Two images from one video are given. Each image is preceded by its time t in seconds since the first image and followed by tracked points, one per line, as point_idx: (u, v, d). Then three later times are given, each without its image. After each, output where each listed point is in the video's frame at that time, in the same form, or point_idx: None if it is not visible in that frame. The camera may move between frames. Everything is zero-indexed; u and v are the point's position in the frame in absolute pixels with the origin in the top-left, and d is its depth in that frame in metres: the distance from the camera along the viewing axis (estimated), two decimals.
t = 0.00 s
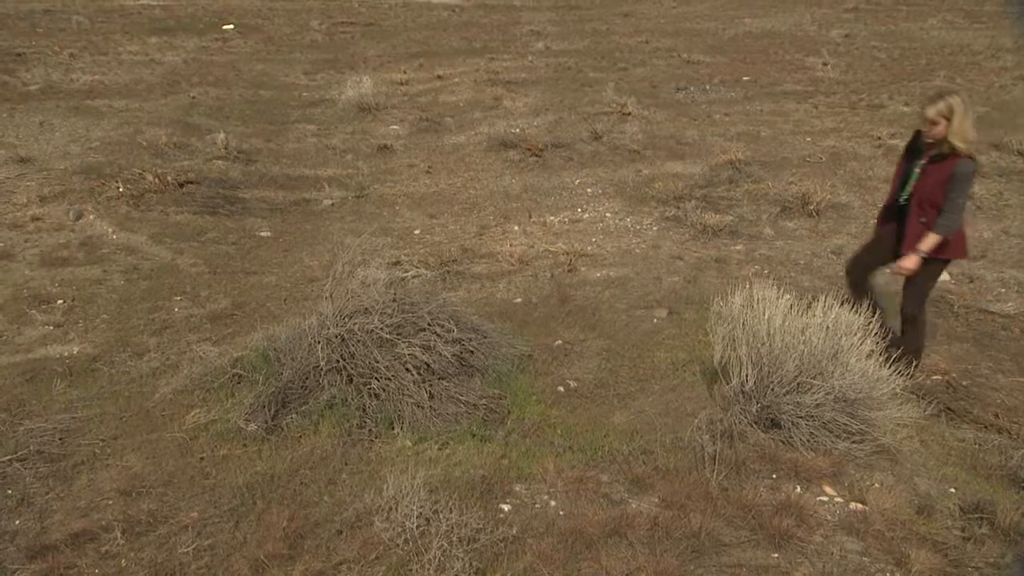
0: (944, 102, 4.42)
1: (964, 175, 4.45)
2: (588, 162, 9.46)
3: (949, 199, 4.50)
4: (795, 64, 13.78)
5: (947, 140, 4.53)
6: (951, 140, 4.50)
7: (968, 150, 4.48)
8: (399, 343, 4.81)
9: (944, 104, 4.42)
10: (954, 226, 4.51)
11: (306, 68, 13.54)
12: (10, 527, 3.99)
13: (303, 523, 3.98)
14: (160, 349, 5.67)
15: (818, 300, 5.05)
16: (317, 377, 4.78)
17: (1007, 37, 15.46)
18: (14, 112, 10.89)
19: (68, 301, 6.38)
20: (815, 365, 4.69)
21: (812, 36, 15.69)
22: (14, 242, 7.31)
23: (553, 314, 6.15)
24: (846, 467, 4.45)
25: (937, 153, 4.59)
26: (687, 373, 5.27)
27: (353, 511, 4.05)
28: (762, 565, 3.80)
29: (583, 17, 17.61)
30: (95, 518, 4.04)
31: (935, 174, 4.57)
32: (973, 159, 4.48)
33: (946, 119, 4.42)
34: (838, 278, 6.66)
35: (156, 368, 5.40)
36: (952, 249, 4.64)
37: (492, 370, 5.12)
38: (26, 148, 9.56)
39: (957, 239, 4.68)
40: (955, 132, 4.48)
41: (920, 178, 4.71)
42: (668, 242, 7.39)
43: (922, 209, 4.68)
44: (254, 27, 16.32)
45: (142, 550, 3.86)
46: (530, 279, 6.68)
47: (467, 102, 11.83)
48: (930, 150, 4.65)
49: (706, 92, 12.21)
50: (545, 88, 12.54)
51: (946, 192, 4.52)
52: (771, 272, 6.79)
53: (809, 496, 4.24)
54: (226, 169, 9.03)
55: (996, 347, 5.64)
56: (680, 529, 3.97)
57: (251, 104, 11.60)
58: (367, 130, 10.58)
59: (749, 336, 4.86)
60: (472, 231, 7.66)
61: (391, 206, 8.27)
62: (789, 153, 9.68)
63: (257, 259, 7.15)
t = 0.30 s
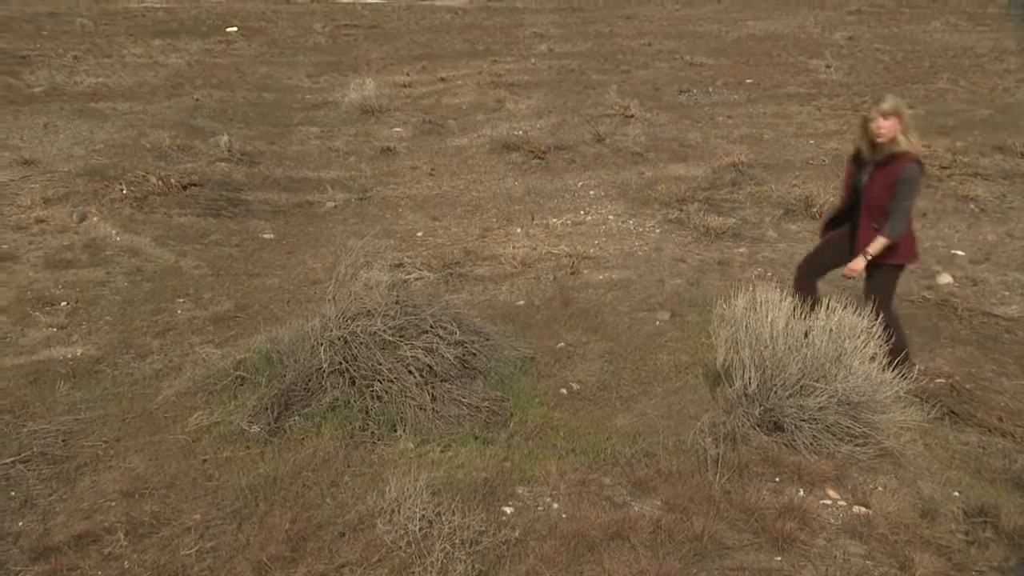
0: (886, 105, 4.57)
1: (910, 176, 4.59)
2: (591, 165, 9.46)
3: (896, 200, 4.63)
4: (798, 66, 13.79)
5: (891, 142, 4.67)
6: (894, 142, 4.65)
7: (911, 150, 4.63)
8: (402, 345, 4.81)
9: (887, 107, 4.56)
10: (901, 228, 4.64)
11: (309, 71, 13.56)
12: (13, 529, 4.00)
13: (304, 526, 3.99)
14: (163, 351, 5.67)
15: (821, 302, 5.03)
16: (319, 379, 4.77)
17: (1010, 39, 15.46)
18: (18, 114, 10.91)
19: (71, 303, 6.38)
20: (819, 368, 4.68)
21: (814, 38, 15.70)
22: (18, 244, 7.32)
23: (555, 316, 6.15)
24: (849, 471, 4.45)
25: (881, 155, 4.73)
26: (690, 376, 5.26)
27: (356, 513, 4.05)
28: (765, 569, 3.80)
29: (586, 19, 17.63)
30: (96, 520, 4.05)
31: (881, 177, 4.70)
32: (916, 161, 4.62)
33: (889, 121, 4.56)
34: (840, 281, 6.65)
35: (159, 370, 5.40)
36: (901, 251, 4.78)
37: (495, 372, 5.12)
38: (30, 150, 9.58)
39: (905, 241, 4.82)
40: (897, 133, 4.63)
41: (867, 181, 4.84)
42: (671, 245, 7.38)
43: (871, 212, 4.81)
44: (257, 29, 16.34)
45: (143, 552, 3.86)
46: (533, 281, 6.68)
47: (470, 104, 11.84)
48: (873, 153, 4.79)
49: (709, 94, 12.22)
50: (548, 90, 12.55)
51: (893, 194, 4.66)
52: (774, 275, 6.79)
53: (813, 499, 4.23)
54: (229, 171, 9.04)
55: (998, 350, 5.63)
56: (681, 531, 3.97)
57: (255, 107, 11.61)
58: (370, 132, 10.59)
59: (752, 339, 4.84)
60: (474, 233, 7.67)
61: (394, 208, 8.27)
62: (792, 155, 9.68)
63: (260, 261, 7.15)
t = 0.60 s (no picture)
0: (835, 74, 4.65)
1: (874, 136, 4.72)
2: (596, 166, 9.46)
3: (866, 162, 4.76)
4: (804, 68, 13.76)
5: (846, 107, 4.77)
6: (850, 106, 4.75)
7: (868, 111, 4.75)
8: (406, 346, 4.79)
9: (838, 76, 4.64)
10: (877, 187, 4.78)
11: (314, 72, 13.57)
12: (19, 528, 4.00)
13: (312, 526, 3.99)
14: (169, 351, 5.68)
15: (829, 304, 5.00)
16: (324, 380, 4.76)
17: (1017, 42, 15.43)
18: (24, 115, 10.93)
19: (78, 303, 6.40)
20: (825, 370, 4.66)
21: (820, 40, 15.68)
22: (25, 245, 7.34)
23: (560, 318, 6.15)
24: (854, 473, 4.46)
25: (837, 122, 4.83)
26: (695, 378, 5.26)
27: (362, 513, 4.06)
28: (771, 571, 3.81)
29: (592, 21, 17.62)
30: (102, 519, 4.05)
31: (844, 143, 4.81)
32: (874, 119, 4.75)
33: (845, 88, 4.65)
34: (846, 283, 6.63)
35: (164, 370, 5.40)
36: (875, 209, 4.93)
37: (499, 374, 5.10)
38: (37, 151, 9.59)
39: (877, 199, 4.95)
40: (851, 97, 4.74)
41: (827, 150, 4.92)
42: (675, 247, 7.38)
43: (837, 178, 4.93)
44: (263, 30, 16.36)
45: (150, 552, 3.87)
46: (538, 283, 6.68)
47: (475, 105, 11.84)
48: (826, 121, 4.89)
49: (714, 96, 12.20)
50: (554, 92, 12.55)
51: (863, 156, 4.76)
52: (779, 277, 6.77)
53: (818, 502, 4.24)
54: (234, 172, 9.05)
55: (1005, 353, 5.63)
56: (687, 533, 3.97)
57: (260, 108, 11.62)
58: (375, 134, 10.59)
59: (758, 340, 4.81)
60: (479, 235, 7.67)
61: (399, 209, 8.28)
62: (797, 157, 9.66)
63: (265, 262, 7.15)
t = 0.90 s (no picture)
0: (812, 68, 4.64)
1: (852, 130, 4.69)
2: (603, 168, 9.45)
3: (843, 155, 4.72)
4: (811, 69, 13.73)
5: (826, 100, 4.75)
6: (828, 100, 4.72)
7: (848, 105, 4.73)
8: (412, 347, 4.86)
9: (814, 70, 4.62)
10: (854, 182, 4.73)
11: (321, 73, 13.58)
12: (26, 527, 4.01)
13: (319, 527, 4.00)
14: (176, 352, 5.68)
15: (833, 308, 5.03)
16: (331, 380, 4.78)
17: None
18: (33, 116, 10.96)
19: (86, 303, 6.41)
20: (833, 372, 4.64)
21: (828, 41, 15.64)
22: (34, 245, 7.35)
23: (566, 320, 6.14)
24: (862, 476, 4.44)
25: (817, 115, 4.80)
26: (702, 379, 5.24)
27: (370, 513, 4.06)
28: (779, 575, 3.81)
29: (599, 22, 17.60)
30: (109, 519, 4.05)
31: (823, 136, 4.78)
32: (852, 113, 4.72)
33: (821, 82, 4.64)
34: (854, 285, 6.61)
35: (171, 370, 5.40)
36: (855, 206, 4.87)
37: (505, 376, 5.13)
38: (46, 151, 9.61)
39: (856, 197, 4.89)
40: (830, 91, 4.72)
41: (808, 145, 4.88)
42: (682, 248, 7.37)
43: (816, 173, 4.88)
44: (270, 32, 16.38)
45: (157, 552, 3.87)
46: (544, 284, 6.67)
47: (482, 106, 11.84)
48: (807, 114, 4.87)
49: (721, 97, 12.19)
50: (561, 93, 12.54)
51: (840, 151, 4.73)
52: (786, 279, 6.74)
53: (826, 505, 4.24)
54: (242, 172, 9.06)
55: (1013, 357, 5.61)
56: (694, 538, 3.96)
57: (268, 109, 11.63)
58: (381, 135, 10.59)
59: (764, 343, 4.82)
60: (485, 236, 7.66)
61: (405, 210, 8.27)
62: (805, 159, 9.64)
63: (272, 263, 7.16)
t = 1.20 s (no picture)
0: (787, 73, 4.67)
1: (821, 139, 4.69)
2: (611, 170, 9.44)
3: (810, 163, 4.73)
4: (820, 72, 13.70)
5: (800, 108, 4.77)
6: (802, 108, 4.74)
7: (822, 115, 4.73)
8: (420, 349, 4.86)
9: (789, 75, 4.65)
10: (818, 192, 4.73)
11: (330, 75, 13.58)
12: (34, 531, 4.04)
13: (325, 524, 3.98)
14: (185, 352, 5.69)
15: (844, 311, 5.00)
16: (338, 382, 4.76)
17: None
18: (44, 117, 10.98)
19: (96, 303, 6.42)
20: (842, 376, 4.63)
21: (838, 44, 15.62)
22: (44, 245, 7.37)
23: (574, 322, 6.13)
24: (871, 482, 4.45)
25: (791, 121, 4.82)
26: (710, 380, 5.21)
27: (375, 513, 4.07)
28: None
29: (607, 24, 17.59)
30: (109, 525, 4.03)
31: (793, 143, 4.79)
32: (824, 123, 4.72)
33: (794, 88, 4.66)
34: (863, 289, 6.59)
35: (180, 371, 5.41)
36: (819, 217, 4.86)
37: (514, 377, 5.11)
38: (56, 152, 9.63)
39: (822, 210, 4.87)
40: (806, 98, 4.73)
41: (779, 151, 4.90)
42: (690, 251, 7.35)
43: (784, 180, 4.89)
44: (279, 34, 16.39)
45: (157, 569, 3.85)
46: (552, 287, 6.66)
47: (490, 109, 11.84)
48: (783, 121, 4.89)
49: (730, 100, 12.17)
50: (569, 96, 12.53)
51: (807, 159, 4.74)
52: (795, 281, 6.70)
53: (834, 509, 4.24)
54: (250, 173, 9.06)
55: None
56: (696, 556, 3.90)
57: (276, 110, 11.64)
58: (389, 137, 10.59)
59: (774, 346, 4.77)
60: (493, 238, 7.66)
61: (413, 212, 8.27)
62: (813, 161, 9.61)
63: (280, 264, 7.16)
